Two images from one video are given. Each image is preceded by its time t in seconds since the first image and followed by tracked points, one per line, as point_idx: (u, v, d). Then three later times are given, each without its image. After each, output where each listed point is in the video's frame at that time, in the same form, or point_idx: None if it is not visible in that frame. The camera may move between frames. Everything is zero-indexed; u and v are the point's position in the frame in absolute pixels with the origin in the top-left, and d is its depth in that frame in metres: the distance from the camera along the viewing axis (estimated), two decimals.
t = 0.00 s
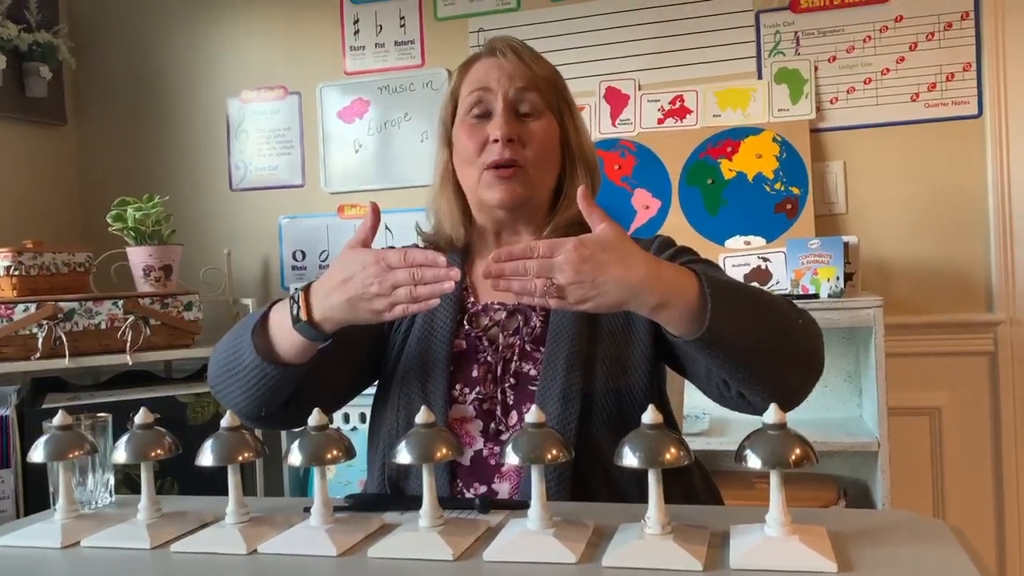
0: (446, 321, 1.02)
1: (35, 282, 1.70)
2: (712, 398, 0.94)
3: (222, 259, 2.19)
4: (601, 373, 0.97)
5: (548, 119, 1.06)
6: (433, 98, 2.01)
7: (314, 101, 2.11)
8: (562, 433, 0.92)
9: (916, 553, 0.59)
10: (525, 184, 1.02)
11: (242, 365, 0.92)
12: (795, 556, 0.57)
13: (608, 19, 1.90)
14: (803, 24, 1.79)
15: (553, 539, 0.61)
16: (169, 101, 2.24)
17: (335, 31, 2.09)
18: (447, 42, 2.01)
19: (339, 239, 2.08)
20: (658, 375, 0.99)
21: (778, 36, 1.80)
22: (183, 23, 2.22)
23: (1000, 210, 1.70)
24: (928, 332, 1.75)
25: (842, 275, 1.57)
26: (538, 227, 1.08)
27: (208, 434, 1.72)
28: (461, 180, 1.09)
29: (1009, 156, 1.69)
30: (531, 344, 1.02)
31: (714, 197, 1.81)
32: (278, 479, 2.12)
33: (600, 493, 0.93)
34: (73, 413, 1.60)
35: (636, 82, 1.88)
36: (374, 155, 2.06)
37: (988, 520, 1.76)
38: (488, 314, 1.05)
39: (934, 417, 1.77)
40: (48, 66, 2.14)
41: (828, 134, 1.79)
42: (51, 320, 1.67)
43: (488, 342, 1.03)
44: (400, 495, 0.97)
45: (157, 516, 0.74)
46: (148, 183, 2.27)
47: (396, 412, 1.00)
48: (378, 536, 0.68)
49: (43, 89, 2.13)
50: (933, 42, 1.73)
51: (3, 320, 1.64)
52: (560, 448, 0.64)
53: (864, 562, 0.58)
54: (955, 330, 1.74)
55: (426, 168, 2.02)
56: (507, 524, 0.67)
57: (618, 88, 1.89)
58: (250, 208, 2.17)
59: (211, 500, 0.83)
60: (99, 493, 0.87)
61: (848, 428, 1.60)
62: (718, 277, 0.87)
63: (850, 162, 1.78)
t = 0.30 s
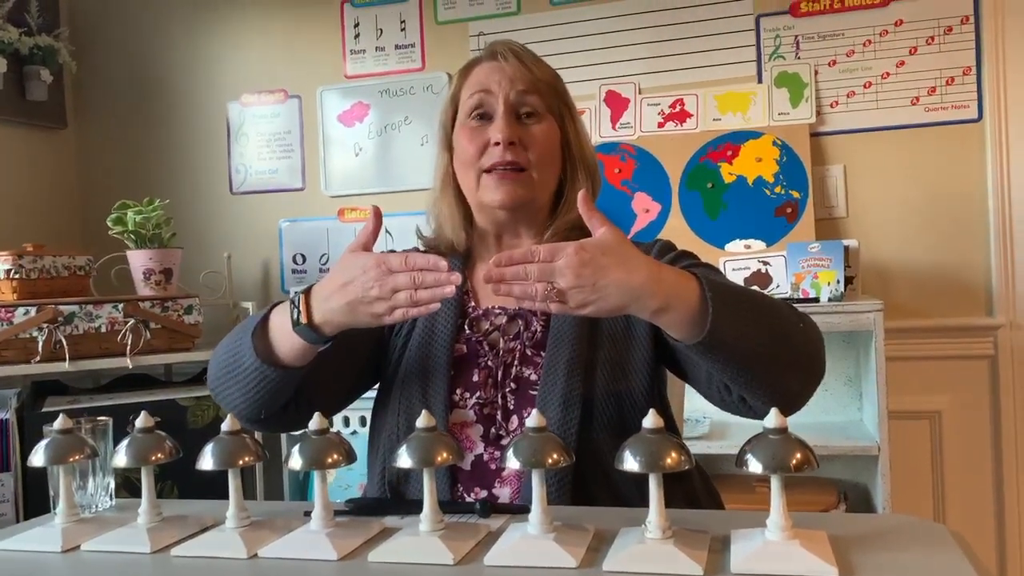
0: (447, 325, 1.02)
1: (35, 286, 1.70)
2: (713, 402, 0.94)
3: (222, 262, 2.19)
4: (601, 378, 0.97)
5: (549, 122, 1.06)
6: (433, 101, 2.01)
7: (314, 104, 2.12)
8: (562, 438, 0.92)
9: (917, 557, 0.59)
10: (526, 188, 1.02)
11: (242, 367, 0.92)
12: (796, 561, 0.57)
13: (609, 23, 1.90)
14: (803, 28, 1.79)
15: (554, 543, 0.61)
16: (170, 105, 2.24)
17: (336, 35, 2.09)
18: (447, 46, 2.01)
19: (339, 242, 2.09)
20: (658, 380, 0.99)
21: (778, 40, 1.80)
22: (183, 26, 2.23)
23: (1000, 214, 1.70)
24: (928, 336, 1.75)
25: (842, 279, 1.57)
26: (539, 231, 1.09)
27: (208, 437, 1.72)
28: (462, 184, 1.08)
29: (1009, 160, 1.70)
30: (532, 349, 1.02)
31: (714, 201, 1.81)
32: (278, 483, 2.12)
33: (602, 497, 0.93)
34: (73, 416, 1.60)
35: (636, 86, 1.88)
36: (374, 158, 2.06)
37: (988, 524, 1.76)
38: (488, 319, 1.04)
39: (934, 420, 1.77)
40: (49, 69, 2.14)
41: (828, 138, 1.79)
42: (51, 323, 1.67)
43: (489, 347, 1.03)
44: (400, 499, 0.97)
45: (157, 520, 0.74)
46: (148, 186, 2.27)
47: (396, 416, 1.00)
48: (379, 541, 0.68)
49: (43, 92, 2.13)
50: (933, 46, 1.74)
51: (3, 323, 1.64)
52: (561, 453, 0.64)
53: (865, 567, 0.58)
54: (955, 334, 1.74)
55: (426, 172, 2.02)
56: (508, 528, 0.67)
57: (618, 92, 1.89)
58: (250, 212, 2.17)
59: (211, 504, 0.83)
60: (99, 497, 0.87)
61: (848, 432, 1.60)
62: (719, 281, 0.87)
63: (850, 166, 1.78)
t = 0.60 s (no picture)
0: (447, 327, 1.02)
1: (36, 288, 1.70)
2: (713, 405, 0.94)
3: (223, 264, 2.19)
4: (601, 381, 0.97)
5: (549, 124, 1.06)
6: (434, 104, 2.02)
7: (315, 107, 2.12)
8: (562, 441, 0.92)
9: (916, 559, 0.59)
10: (527, 191, 1.02)
11: (242, 367, 0.92)
12: (797, 563, 0.57)
13: (609, 25, 1.90)
14: (803, 31, 1.79)
15: (554, 545, 0.61)
16: (170, 108, 2.25)
17: (336, 38, 2.10)
18: (447, 48, 2.01)
19: (339, 245, 2.09)
20: (658, 382, 0.99)
21: (779, 42, 1.81)
22: (184, 29, 2.23)
23: (1000, 216, 1.70)
24: (928, 338, 1.75)
25: (842, 281, 1.57)
26: (539, 234, 1.09)
27: (209, 440, 1.72)
28: (462, 187, 1.09)
29: (1009, 162, 1.70)
30: (532, 352, 1.02)
31: (714, 203, 1.81)
32: (278, 486, 2.12)
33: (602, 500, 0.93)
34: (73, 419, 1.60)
35: (636, 88, 1.88)
36: (375, 161, 2.06)
37: (989, 526, 1.76)
38: (488, 322, 1.04)
39: (935, 423, 1.77)
40: (50, 72, 2.15)
41: (827, 140, 1.79)
42: (52, 326, 1.67)
43: (489, 349, 1.03)
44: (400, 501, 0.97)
45: (157, 522, 0.74)
46: (149, 188, 2.27)
47: (397, 418, 1.00)
48: (380, 543, 0.68)
49: (44, 95, 2.13)
50: (933, 48, 1.74)
51: (4, 326, 1.63)
52: (561, 455, 0.64)
53: (866, 569, 0.58)
54: (955, 335, 1.74)
55: (425, 174, 2.03)
56: (509, 531, 0.67)
57: (618, 94, 1.89)
58: (250, 214, 2.18)
59: (212, 507, 0.83)
60: (100, 500, 0.86)
61: (849, 434, 1.60)
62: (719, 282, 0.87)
63: (850, 168, 1.79)
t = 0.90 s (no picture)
0: (447, 327, 1.02)
1: (36, 289, 1.70)
2: (712, 403, 0.94)
3: (222, 265, 2.19)
4: (601, 380, 0.97)
5: (549, 124, 1.06)
6: (433, 104, 2.02)
7: (314, 107, 2.12)
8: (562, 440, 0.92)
9: (916, 559, 0.59)
10: (527, 193, 1.02)
11: (241, 367, 0.92)
12: (796, 562, 0.57)
13: (608, 25, 1.90)
14: (802, 30, 1.79)
15: (554, 545, 0.61)
16: (169, 108, 2.24)
17: (335, 38, 2.10)
18: (447, 49, 2.01)
19: (339, 245, 2.09)
20: (658, 381, 0.99)
21: (778, 42, 1.80)
22: (183, 29, 2.23)
23: (1000, 215, 1.70)
24: (928, 338, 1.75)
25: (842, 280, 1.57)
26: (539, 235, 1.09)
27: (208, 440, 1.72)
28: (461, 188, 1.08)
29: (1008, 162, 1.70)
30: (532, 352, 1.02)
31: (713, 203, 1.81)
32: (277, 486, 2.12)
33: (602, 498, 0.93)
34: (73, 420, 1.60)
35: (636, 88, 1.88)
36: (374, 161, 2.06)
37: (989, 525, 1.76)
38: (488, 322, 1.04)
39: (934, 422, 1.77)
40: (49, 72, 2.15)
41: (827, 140, 1.79)
42: (51, 327, 1.67)
43: (488, 349, 1.02)
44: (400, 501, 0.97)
45: (157, 523, 0.74)
46: (148, 189, 2.27)
47: (396, 418, 1.00)
48: (379, 543, 0.68)
49: (43, 96, 2.13)
50: (932, 47, 1.74)
51: (4, 327, 1.63)
52: (561, 454, 0.64)
53: (866, 569, 0.58)
54: (955, 335, 1.74)
55: (425, 174, 2.03)
56: (508, 531, 0.67)
57: (618, 94, 1.89)
58: (250, 214, 2.17)
59: (212, 507, 0.83)
60: (99, 501, 0.86)
61: (849, 434, 1.60)
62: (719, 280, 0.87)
63: (850, 168, 1.79)
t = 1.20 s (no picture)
0: (447, 326, 1.02)
1: (35, 289, 1.70)
2: (711, 401, 0.94)
3: (222, 265, 2.19)
4: (601, 378, 0.97)
5: (548, 124, 1.06)
6: (432, 104, 2.02)
7: (313, 107, 2.12)
8: (561, 439, 0.92)
9: (916, 558, 0.59)
10: (526, 193, 1.02)
11: (241, 365, 0.92)
12: (796, 561, 0.57)
13: (607, 24, 1.90)
14: (801, 29, 1.79)
15: (553, 545, 0.61)
16: (168, 108, 2.24)
17: (334, 38, 2.09)
18: (446, 48, 2.01)
19: (338, 244, 2.09)
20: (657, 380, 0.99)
21: (777, 41, 1.80)
22: (182, 29, 2.23)
23: (1000, 214, 1.70)
24: (927, 337, 1.75)
25: (842, 280, 1.57)
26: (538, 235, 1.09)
27: (208, 440, 1.72)
28: (461, 188, 1.08)
29: (1007, 161, 1.70)
30: (531, 351, 1.02)
31: (713, 203, 1.81)
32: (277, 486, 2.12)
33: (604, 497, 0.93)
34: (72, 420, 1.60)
35: (635, 88, 1.88)
36: (373, 161, 2.06)
37: (988, 525, 1.76)
38: (488, 321, 1.04)
39: (934, 421, 1.77)
40: (47, 72, 2.14)
41: (826, 139, 1.79)
42: (50, 327, 1.67)
43: (488, 348, 1.02)
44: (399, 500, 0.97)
45: (156, 522, 0.74)
46: (147, 189, 2.27)
47: (396, 417, 1.00)
48: (379, 543, 0.68)
49: (42, 96, 2.13)
50: (931, 46, 1.74)
51: (3, 327, 1.63)
52: (560, 454, 0.64)
53: (866, 568, 0.58)
54: (955, 334, 1.74)
55: (424, 174, 2.03)
56: (508, 530, 0.67)
57: (617, 94, 1.89)
58: (249, 214, 2.17)
59: (212, 507, 0.83)
60: (98, 501, 0.86)
61: (849, 433, 1.60)
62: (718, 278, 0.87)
63: (849, 167, 1.79)
